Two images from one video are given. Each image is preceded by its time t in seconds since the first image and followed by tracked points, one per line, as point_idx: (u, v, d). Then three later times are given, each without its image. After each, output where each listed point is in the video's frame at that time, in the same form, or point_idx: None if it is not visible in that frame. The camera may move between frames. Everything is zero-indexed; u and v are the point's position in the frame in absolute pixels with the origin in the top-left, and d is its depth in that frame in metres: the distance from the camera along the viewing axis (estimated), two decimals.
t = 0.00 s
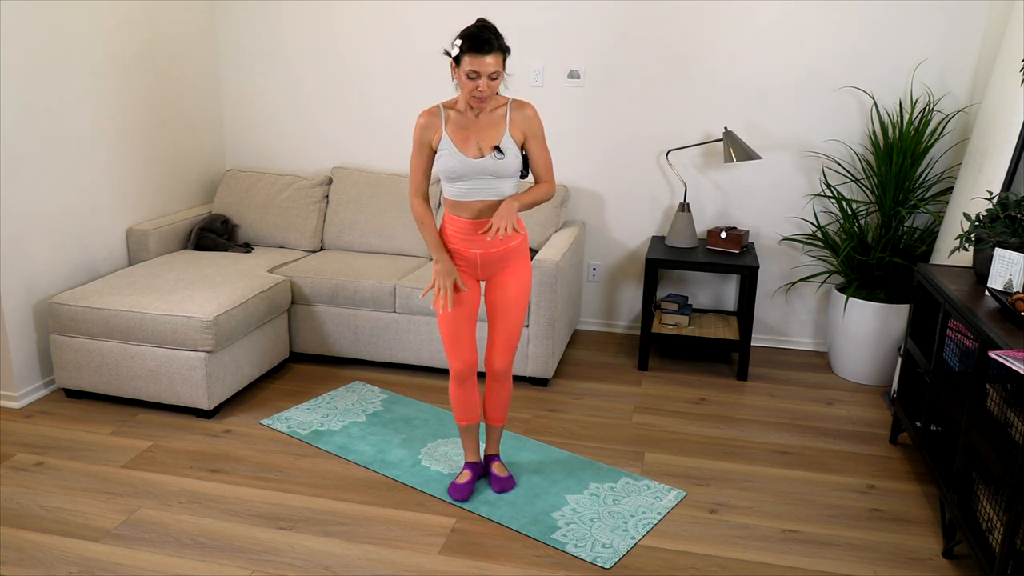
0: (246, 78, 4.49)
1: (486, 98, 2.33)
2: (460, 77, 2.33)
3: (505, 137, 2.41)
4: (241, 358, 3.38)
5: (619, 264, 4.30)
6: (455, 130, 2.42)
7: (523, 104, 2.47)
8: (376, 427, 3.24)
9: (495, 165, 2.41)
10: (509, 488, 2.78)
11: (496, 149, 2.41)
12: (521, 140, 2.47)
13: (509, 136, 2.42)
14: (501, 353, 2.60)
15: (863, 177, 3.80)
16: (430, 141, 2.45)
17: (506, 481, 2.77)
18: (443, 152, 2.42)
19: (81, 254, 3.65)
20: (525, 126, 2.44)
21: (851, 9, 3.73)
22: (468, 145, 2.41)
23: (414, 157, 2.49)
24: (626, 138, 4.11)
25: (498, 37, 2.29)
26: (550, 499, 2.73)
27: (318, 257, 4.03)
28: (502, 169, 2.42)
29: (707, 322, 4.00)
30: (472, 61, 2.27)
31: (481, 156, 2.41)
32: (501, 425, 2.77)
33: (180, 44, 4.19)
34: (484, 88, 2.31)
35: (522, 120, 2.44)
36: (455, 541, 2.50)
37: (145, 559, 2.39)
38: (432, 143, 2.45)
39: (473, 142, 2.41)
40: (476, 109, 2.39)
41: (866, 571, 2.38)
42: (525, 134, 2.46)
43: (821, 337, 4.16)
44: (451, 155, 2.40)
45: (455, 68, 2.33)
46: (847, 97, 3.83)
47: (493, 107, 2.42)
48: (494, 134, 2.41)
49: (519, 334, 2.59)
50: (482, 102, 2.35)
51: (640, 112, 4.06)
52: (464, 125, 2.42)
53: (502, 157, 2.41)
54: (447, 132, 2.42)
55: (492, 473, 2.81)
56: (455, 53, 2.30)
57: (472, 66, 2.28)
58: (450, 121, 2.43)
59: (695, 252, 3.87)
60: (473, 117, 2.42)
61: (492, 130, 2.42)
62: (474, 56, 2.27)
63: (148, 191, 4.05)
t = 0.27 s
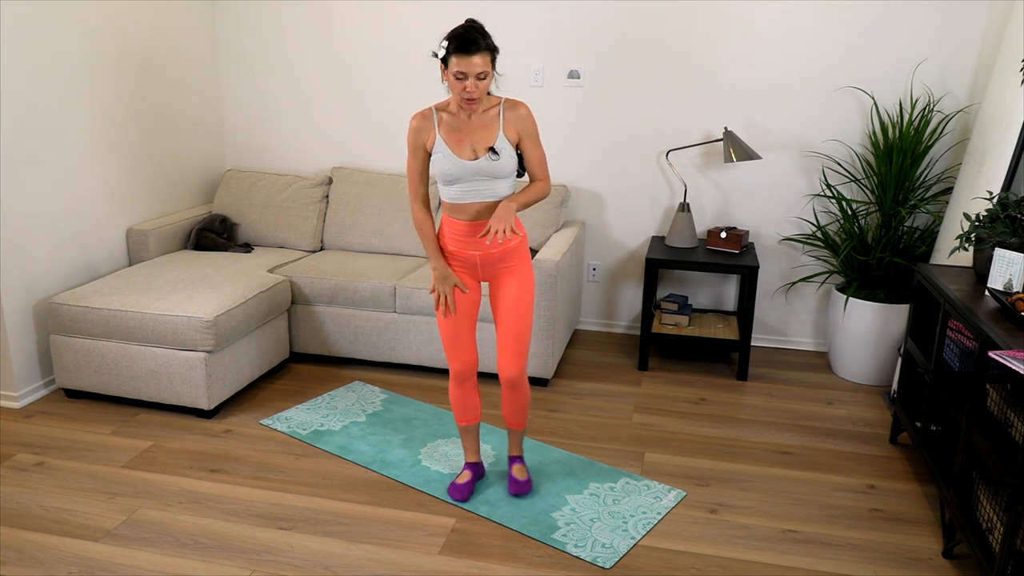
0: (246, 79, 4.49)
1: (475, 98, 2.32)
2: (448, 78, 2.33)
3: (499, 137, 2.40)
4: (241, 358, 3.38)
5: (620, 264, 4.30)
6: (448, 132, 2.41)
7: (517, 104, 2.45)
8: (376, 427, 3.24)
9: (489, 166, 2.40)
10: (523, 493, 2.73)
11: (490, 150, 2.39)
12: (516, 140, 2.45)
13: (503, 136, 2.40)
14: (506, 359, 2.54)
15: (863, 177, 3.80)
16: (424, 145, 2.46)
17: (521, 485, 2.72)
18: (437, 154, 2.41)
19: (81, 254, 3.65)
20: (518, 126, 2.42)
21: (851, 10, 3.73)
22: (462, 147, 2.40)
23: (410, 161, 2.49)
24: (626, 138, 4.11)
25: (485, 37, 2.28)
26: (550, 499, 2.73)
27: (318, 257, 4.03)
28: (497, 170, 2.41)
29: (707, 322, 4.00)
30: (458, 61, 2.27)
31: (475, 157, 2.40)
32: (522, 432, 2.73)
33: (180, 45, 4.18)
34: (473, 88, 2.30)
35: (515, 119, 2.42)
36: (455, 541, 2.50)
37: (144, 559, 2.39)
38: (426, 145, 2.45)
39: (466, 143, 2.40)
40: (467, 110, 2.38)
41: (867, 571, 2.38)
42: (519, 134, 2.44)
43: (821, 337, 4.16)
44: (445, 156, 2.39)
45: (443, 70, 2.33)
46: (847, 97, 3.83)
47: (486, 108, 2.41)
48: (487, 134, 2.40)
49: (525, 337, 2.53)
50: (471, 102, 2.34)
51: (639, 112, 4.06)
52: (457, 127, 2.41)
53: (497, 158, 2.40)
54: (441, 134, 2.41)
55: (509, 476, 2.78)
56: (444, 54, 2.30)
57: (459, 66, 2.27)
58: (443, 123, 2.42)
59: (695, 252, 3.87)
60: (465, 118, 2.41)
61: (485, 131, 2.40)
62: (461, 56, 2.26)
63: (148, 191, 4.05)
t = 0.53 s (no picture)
0: (246, 79, 4.49)
1: (478, 91, 2.30)
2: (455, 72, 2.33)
3: (503, 135, 2.35)
4: (241, 358, 3.38)
5: (620, 264, 4.30)
6: (455, 128, 2.40)
7: (528, 104, 2.40)
8: (376, 427, 3.24)
9: (492, 164, 2.36)
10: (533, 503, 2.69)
11: (493, 149, 2.35)
12: (523, 140, 2.39)
13: (507, 135, 2.36)
14: (512, 360, 2.54)
15: (863, 177, 3.80)
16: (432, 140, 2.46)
17: (529, 496, 2.68)
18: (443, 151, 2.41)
19: (81, 254, 3.65)
20: (524, 125, 2.37)
21: (851, 10, 3.73)
22: (466, 143, 2.38)
23: (421, 159, 2.51)
24: (626, 138, 4.11)
25: (491, 30, 2.27)
26: (550, 499, 2.73)
27: (318, 257, 4.03)
28: (501, 169, 2.37)
29: (707, 323, 4.00)
30: (463, 51, 2.26)
31: (478, 154, 2.36)
32: (533, 436, 2.69)
33: (180, 44, 4.18)
34: (476, 80, 2.28)
35: (522, 117, 2.36)
36: (455, 541, 2.50)
37: (144, 558, 2.40)
38: (434, 143, 2.46)
39: (471, 139, 2.38)
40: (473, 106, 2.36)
41: (866, 571, 2.38)
42: (526, 134, 2.38)
43: (821, 337, 4.16)
44: (449, 154, 2.38)
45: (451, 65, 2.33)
46: (847, 97, 3.83)
47: (493, 107, 2.38)
48: (492, 131, 2.36)
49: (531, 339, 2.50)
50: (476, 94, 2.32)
51: (639, 112, 4.06)
52: (463, 123, 2.40)
53: (500, 156, 2.35)
54: (447, 130, 2.41)
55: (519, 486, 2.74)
56: (451, 48, 2.31)
57: (463, 57, 2.27)
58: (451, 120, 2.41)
59: (695, 252, 3.87)
60: (472, 115, 2.38)
61: (490, 129, 2.37)
62: (466, 47, 2.26)
63: (148, 191, 4.05)
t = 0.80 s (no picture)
0: (247, 79, 4.49)
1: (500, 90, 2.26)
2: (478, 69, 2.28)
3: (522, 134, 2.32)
4: (241, 358, 3.38)
5: (620, 264, 4.30)
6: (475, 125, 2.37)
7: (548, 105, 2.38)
8: (376, 427, 3.24)
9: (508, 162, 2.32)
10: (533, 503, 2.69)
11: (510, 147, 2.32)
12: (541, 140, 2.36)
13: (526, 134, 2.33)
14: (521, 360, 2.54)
15: (863, 177, 3.80)
16: (454, 137, 2.45)
17: (530, 496, 2.68)
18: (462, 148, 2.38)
19: (82, 254, 3.65)
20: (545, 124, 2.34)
21: (850, 10, 3.73)
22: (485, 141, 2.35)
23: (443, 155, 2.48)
24: (626, 137, 4.11)
25: (516, 28, 2.23)
26: (550, 499, 2.73)
27: (318, 257, 4.03)
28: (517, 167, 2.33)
29: (707, 322, 4.00)
30: (488, 50, 2.21)
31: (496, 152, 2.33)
32: (537, 437, 2.68)
33: (181, 45, 4.19)
34: (499, 79, 2.25)
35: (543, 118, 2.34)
36: (455, 541, 2.50)
37: (144, 559, 2.40)
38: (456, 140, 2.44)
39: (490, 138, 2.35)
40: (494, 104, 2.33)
41: (866, 571, 2.38)
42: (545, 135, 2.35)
43: (821, 337, 4.16)
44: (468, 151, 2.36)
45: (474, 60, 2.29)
46: (847, 97, 3.83)
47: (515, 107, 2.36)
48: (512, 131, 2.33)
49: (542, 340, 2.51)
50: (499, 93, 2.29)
51: (639, 112, 4.06)
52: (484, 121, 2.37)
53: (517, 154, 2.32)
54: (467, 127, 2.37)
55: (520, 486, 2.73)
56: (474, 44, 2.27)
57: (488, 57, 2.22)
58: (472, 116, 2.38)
59: (695, 252, 3.87)
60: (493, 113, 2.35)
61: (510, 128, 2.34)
62: (491, 46, 2.21)
63: (148, 191, 4.05)
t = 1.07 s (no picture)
0: (247, 79, 4.49)
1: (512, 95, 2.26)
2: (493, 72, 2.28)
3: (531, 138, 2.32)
4: (241, 358, 3.38)
5: (620, 264, 4.30)
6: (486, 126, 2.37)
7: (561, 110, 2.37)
8: (376, 427, 3.24)
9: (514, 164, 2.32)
10: (532, 503, 2.69)
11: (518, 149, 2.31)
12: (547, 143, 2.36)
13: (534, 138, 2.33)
14: (525, 360, 2.54)
15: (863, 177, 3.80)
16: (467, 135, 2.45)
17: (530, 496, 2.68)
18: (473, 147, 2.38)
19: (82, 254, 3.65)
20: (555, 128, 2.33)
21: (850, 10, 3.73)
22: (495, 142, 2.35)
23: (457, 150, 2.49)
24: (626, 138, 4.11)
25: (531, 34, 2.22)
26: (550, 499, 2.73)
27: (318, 257, 4.03)
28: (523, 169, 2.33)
29: (707, 322, 4.00)
30: (502, 55, 2.21)
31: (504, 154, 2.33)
32: (540, 438, 2.67)
33: (181, 45, 4.19)
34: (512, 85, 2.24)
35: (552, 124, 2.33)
36: (455, 541, 2.51)
37: (144, 559, 2.40)
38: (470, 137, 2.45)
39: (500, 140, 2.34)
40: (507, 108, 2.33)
41: (866, 571, 2.38)
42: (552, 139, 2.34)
43: (821, 337, 4.16)
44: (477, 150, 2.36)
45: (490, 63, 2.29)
46: (847, 97, 3.83)
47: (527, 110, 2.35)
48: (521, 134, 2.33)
49: (546, 341, 2.51)
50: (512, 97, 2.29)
51: (640, 111, 4.06)
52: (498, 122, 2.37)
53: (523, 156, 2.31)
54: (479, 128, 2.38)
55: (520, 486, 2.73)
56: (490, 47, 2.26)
57: (502, 61, 2.22)
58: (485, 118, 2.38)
59: (695, 252, 3.87)
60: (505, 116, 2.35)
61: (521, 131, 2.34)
62: (505, 51, 2.21)
63: (148, 191, 4.05)
